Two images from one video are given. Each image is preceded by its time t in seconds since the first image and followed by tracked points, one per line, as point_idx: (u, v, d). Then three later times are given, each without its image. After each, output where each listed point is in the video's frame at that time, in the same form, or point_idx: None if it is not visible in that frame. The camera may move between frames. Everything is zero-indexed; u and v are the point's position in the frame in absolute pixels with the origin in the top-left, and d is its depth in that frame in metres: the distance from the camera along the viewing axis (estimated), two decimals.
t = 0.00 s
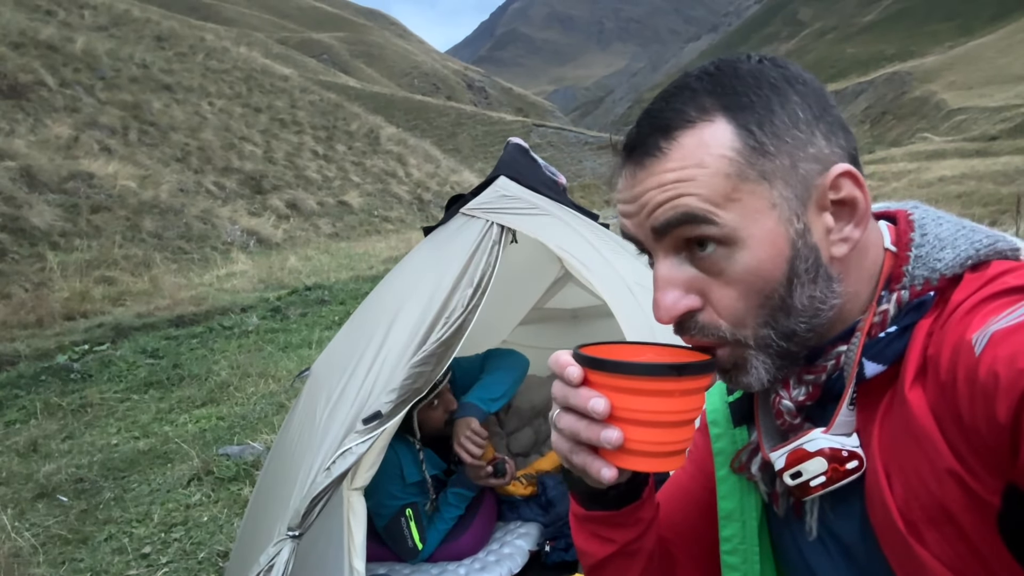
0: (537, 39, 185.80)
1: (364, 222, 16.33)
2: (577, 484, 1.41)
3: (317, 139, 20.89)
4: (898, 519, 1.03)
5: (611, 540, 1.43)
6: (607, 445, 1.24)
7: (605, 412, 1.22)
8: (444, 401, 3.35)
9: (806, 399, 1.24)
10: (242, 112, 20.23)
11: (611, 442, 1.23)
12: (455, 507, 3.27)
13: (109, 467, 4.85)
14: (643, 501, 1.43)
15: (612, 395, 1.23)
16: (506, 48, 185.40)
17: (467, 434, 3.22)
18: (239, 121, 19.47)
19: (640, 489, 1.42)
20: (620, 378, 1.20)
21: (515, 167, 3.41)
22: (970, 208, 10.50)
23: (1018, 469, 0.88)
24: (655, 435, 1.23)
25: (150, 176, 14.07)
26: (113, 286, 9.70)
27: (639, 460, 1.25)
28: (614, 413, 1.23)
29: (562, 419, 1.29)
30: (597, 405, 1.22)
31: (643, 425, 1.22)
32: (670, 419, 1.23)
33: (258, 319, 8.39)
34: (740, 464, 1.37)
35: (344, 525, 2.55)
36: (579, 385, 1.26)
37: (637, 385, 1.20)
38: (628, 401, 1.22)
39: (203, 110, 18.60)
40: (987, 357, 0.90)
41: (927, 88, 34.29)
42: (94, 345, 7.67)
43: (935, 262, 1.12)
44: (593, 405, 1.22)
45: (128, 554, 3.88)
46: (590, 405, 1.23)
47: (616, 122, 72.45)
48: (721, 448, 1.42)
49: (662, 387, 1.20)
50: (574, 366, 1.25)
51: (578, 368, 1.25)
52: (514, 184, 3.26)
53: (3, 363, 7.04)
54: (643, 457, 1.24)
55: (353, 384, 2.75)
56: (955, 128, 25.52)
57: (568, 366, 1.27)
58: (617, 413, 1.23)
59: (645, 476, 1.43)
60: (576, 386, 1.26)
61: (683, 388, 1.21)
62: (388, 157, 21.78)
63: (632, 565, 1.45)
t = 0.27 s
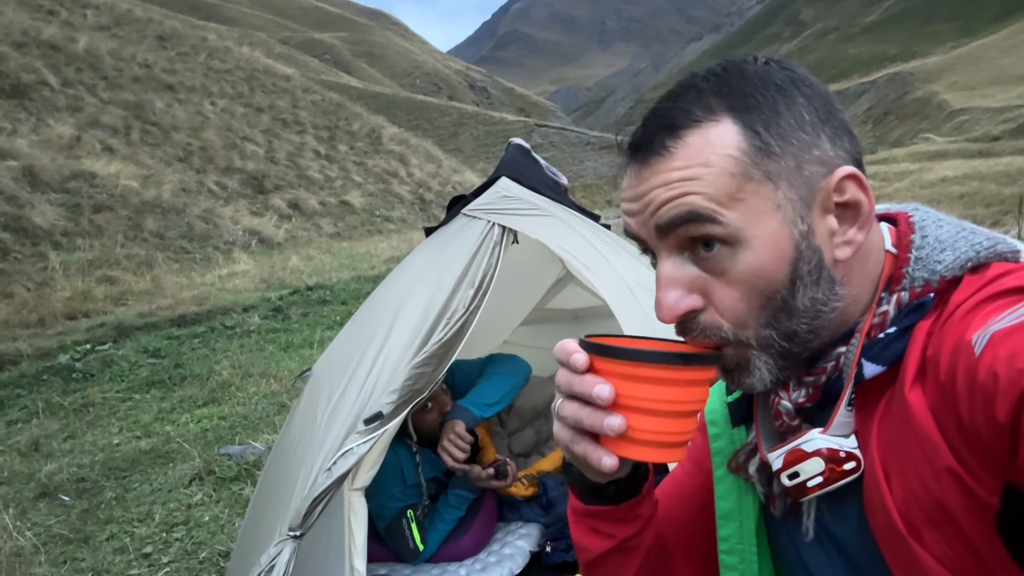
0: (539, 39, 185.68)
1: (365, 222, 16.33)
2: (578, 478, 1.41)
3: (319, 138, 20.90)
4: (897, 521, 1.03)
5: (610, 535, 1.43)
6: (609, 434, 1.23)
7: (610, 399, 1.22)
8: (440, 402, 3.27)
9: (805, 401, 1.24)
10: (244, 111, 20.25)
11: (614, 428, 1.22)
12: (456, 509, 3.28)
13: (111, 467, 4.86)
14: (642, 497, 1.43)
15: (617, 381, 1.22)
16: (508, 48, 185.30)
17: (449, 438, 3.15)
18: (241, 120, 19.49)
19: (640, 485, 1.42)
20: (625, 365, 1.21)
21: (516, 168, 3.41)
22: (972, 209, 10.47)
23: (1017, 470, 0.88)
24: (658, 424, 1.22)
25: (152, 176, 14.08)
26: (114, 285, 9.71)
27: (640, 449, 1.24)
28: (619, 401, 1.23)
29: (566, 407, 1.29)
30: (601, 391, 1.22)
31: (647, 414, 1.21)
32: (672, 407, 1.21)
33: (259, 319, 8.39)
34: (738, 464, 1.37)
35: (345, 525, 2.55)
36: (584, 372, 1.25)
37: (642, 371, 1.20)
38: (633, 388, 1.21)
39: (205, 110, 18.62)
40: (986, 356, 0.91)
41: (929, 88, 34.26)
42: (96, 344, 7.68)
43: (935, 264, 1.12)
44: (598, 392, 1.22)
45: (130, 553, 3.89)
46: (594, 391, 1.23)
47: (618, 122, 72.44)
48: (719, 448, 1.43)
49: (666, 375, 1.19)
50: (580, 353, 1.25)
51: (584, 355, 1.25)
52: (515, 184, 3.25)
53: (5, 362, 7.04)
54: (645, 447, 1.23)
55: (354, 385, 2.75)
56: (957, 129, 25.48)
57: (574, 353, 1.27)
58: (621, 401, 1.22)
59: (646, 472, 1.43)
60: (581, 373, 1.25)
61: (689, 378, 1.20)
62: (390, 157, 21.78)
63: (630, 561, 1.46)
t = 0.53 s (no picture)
0: (539, 37, 185.58)
1: (365, 221, 16.32)
2: (576, 472, 1.41)
3: (318, 137, 20.89)
4: (899, 520, 1.03)
5: (606, 530, 1.43)
6: (608, 418, 1.22)
7: (611, 381, 1.21)
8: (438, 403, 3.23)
9: (805, 400, 1.24)
10: (244, 109, 20.23)
11: (613, 412, 1.21)
12: (456, 508, 3.28)
13: (110, 465, 4.85)
14: (640, 491, 1.43)
15: (619, 366, 1.22)
16: (508, 47, 185.18)
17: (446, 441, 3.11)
18: (241, 119, 19.48)
19: (638, 480, 1.42)
20: (629, 348, 1.20)
21: (517, 167, 3.41)
22: (972, 209, 10.48)
23: (1018, 469, 0.88)
24: (658, 411, 1.21)
25: (151, 174, 14.07)
26: (114, 284, 9.70)
27: (640, 436, 1.23)
28: (619, 385, 1.22)
29: (567, 393, 1.28)
30: (602, 374, 1.21)
31: (647, 399, 1.20)
32: (674, 396, 1.20)
33: (259, 317, 8.39)
34: (735, 463, 1.37)
35: (345, 524, 2.55)
36: (587, 356, 1.25)
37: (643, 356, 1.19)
38: (634, 373, 1.21)
39: (204, 108, 18.60)
40: (987, 354, 0.91)
41: (929, 87, 34.28)
42: (95, 342, 7.68)
43: (935, 263, 1.12)
44: (599, 374, 1.22)
45: (129, 552, 3.88)
46: (595, 374, 1.22)
47: (618, 121, 72.42)
48: (716, 447, 1.43)
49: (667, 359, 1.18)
50: (583, 337, 1.25)
51: (587, 339, 1.25)
52: (516, 183, 3.26)
53: (4, 360, 7.04)
54: (644, 435, 1.22)
55: (354, 383, 2.75)
56: (956, 128, 25.53)
57: (578, 337, 1.27)
58: (621, 385, 1.22)
59: (644, 467, 1.43)
60: (584, 356, 1.25)
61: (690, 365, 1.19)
62: (389, 155, 21.78)
63: (625, 556, 1.46)
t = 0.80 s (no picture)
0: (540, 35, 185.40)
1: (366, 219, 16.32)
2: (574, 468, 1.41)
3: (320, 135, 20.89)
4: (900, 521, 1.03)
5: (603, 527, 1.44)
6: (606, 410, 1.22)
7: (611, 372, 1.21)
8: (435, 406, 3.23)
9: (803, 402, 1.24)
10: (245, 107, 20.23)
11: (611, 404, 1.21)
12: (456, 507, 3.29)
13: (112, 463, 4.86)
14: (637, 489, 1.44)
15: (618, 358, 1.22)
16: (509, 45, 185.00)
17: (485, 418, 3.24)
18: (242, 116, 19.48)
19: (636, 477, 1.43)
20: (628, 341, 1.20)
21: (518, 167, 3.41)
22: (974, 208, 10.46)
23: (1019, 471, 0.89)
24: (655, 405, 1.20)
25: (153, 172, 14.07)
26: (115, 281, 9.71)
27: (636, 429, 1.23)
28: (619, 376, 1.22)
29: (566, 386, 1.29)
30: (602, 365, 1.22)
31: (645, 391, 1.20)
32: (673, 391, 1.19)
33: (261, 315, 8.40)
34: (732, 465, 1.37)
35: (346, 523, 2.55)
36: (588, 348, 1.25)
37: (641, 348, 1.19)
38: (632, 365, 1.21)
39: (205, 106, 18.60)
40: (986, 355, 0.91)
41: (931, 86, 34.23)
42: (97, 340, 7.69)
43: (935, 265, 1.12)
44: (599, 365, 1.22)
45: (131, 549, 3.89)
46: (595, 365, 1.22)
47: (620, 119, 72.36)
48: (714, 449, 1.43)
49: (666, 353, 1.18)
50: (584, 330, 1.26)
51: (589, 332, 1.26)
52: (517, 183, 3.26)
53: (6, 357, 7.05)
54: (641, 430, 1.22)
55: (355, 383, 2.75)
56: (958, 127, 25.52)
57: (579, 330, 1.27)
58: (621, 376, 1.22)
59: (642, 465, 1.43)
60: (584, 347, 1.25)
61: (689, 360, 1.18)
62: (390, 153, 21.77)
63: (622, 554, 1.46)
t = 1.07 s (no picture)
0: (540, 36, 185.44)
1: (366, 219, 16.33)
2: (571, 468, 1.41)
3: (319, 135, 20.89)
4: (897, 527, 1.03)
5: (598, 526, 1.44)
6: (603, 408, 1.22)
7: (606, 369, 1.22)
8: (440, 408, 3.33)
9: (800, 405, 1.24)
10: (245, 107, 20.23)
11: (607, 402, 1.21)
12: (457, 508, 3.27)
13: (112, 463, 4.86)
14: (634, 487, 1.44)
15: (615, 356, 1.22)
16: (509, 45, 184.99)
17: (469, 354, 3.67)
18: (242, 116, 19.48)
19: (632, 476, 1.42)
20: (624, 339, 1.20)
21: (518, 168, 3.41)
22: (973, 210, 10.48)
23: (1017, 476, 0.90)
24: (652, 403, 1.21)
25: (153, 171, 14.07)
26: (114, 281, 9.70)
27: (632, 428, 1.23)
28: (615, 374, 1.23)
29: (562, 384, 1.29)
30: (598, 363, 1.22)
31: (642, 389, 1.21)
32: (670, 389, 1.20)
33: (260, 316, 8.40)
34: (730, 469, 1.37)
35: (345, 523, 2.55)
36: (583, 344, 1.26)
37: (638, 346, 1.19)
38: (630, 363, 1.21)
39: (205, 106, 18.60)
40: (986, 360, 0.92)
41: (931, 88, 34.29)
42: (96, 340, 7.68)
43: (934, 270, 1.13)
44: (595, 363, 1.22)
45: (130, 550, 3.89)
46: (591, 363, 1.23)
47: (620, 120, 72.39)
48: (711, 451, 1.42)
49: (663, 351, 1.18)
50: (579, 327, 1.26)
51: (584, 329, 1.26)
52: (517, 185, 3.26)
53: (5, 357, 7.04)
54: (638, 426, 1.22)
55: (355, 384, 2.75)
56: (958, 129, 25.56)
57: (574, 329, 1.27)
58: (618, 374, 1.22)
59: (639, 464, 1.43)
60: (580, 345, 1.26)
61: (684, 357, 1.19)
62: (390, 154, 21.78)
63: (616, 554, 1.46)
